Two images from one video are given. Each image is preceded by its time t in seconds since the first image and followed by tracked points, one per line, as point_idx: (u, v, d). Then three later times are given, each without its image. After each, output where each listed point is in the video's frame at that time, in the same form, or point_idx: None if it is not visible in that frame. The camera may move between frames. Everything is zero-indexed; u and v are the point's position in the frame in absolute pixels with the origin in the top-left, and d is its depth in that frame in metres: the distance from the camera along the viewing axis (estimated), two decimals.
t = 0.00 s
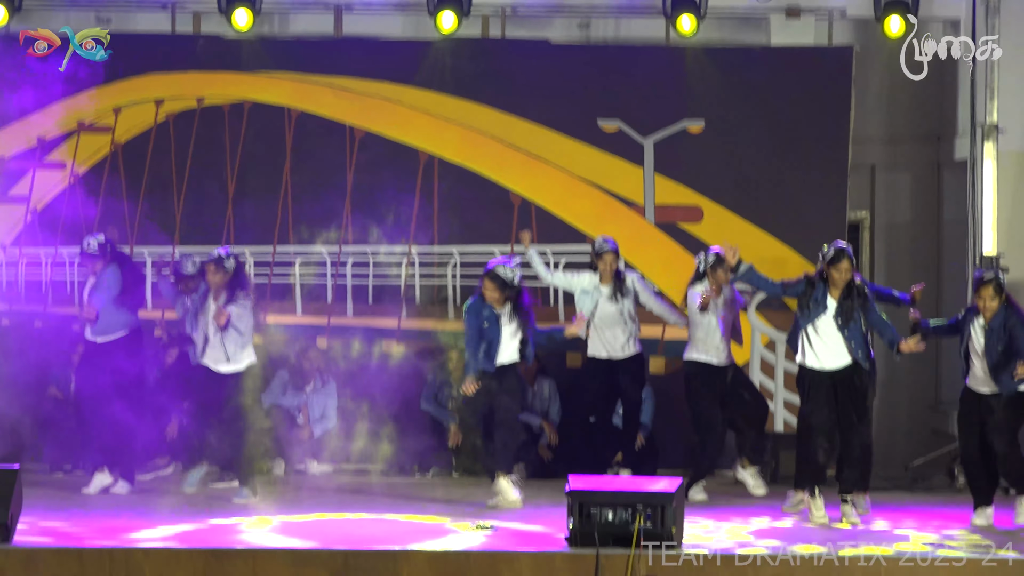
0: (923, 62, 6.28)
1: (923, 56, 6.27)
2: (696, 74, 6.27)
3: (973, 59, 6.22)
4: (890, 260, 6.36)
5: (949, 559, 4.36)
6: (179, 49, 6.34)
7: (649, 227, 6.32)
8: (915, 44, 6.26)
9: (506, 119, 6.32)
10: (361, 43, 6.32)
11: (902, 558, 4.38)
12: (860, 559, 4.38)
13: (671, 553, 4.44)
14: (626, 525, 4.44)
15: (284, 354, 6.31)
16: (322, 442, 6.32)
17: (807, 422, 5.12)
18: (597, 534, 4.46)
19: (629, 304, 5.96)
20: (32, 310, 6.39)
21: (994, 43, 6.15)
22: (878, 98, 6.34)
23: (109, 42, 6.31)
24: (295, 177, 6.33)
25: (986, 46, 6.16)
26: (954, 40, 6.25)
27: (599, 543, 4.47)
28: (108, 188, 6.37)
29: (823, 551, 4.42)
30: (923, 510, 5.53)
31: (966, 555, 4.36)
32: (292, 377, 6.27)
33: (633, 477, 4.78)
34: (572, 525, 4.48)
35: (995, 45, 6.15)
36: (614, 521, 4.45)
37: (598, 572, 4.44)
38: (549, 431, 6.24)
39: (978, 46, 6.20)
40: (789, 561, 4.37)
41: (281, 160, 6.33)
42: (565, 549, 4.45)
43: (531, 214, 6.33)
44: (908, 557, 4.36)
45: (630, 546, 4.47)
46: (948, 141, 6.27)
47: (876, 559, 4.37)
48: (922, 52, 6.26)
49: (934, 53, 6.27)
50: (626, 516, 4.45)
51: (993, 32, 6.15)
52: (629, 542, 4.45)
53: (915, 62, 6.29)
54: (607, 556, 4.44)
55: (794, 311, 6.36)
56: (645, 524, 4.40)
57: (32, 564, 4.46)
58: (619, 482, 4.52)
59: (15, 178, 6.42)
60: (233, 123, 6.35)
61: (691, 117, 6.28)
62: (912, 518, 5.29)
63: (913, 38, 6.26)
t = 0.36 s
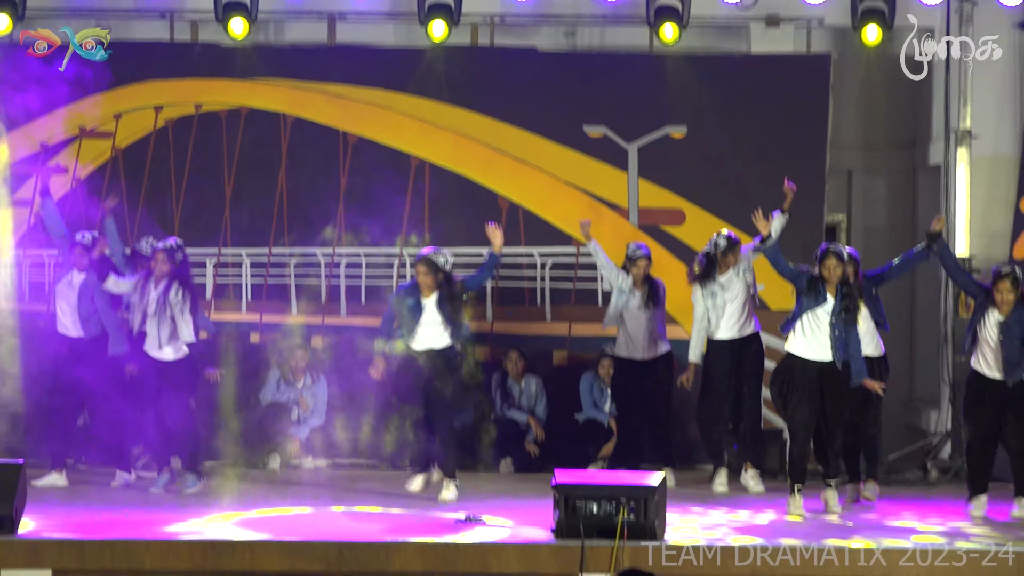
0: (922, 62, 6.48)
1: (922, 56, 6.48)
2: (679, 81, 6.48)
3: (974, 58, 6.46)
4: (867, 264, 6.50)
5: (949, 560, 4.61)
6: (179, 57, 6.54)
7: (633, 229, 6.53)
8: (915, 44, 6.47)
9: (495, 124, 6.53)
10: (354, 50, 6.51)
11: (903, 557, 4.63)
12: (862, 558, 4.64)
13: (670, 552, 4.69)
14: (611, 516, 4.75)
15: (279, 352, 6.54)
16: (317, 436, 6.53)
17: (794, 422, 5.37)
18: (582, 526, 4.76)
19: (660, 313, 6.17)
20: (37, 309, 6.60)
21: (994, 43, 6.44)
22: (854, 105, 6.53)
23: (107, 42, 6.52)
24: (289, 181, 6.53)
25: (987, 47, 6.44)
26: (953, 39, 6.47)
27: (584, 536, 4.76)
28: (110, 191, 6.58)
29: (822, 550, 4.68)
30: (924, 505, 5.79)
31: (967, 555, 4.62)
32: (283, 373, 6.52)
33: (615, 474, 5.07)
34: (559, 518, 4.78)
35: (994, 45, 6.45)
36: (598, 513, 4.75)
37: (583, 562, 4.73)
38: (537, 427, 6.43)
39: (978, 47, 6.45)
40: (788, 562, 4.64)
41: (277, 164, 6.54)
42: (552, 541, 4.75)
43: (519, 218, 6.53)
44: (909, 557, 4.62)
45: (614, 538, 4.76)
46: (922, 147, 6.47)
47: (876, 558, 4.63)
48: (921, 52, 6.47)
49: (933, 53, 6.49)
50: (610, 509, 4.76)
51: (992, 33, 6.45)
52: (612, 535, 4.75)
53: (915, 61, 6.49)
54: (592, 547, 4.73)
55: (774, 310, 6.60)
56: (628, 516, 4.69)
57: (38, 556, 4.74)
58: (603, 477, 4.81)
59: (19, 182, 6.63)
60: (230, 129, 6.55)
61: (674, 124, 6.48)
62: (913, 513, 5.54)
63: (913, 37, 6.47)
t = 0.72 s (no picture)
0: (921, 62, 6.86)
1: (921, 56, 6.86)
2: (648, 100, 6.89)
3: (973, 59, 6.87)
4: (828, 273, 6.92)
5: (949, 560, 4.97)
6: (179, 77, 6.95)
7: (606, 239, 6.93)
8: (915, 45, 6.86)
9: (476, 141, 6.94)
10: (343, 70, 6.93)
11: (903, 557, 4.99)
12: (862, 557, 4.99)
13: (670, 552, 5.02)
14: (584, 509, 5.08)
15: (274, 354, 6.94)
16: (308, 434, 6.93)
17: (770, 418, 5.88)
18: (558, 518, 5.10)
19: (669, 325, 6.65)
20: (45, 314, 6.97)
21: (992, 45, 6.84)
22: (814, 123, 6.95)
23: (107, 43, 6.90)
24: (283, 194, 6.95)
25: (985, 48, 6.85)
26: (952, 41, 6.86)
27: (559, 527, 5.10)
28: (115, 203, 6.99)
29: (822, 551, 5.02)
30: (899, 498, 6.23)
31: (966, 555, 4.97)
32: (276, 381, 6.82)
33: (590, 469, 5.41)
34: (537, 510, 5.12)
35: (992, 46, 6.84)
36: (573, 506, 5.10)
37: (559, 552, 5.06)
38: (515, 426, 6.80)
39: (976, 49, 6.86)
40: (788, 562, 4.98)
41: (272, 178, 6.95)
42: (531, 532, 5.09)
43: (499, 228, 6.94)
44: (908, 557, 4.98)
45: (588, 529, 5.11)
46: (878, 162, 6.90)
47: (876, 558, 4.98)
48: (920, 53, 6.86)
49: (932, 54, 6.87)
50: (584, 502, 5.09)
51: (990, 35, 6.85)
52: (586, 526, 5.09)
53: (914, 62, 6.87)
54: (567, 538, 5.07)
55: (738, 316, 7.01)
56: (601, 509, 5.03)
57: (46, 547, 5.06)
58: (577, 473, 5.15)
59: (28, 194, 7.02)
60: (227, 144, 6.96)
61: (644, 139, 6.90)
62: (896, 506, 5.93)
63: (912, 40, 6.86)
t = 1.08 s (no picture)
0: (922, 62, 7.29)
1: (923, 56, 7.28)
2: (620, 117, 7.35)
3: (974, 58, 7.24)
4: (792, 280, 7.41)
5: (949, 560, 5.26)
6: (179, 95, 7.39)
7: (580, 247, 7.37)
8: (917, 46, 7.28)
9: (458, 155, 7.38)
10: (335, 89, 7.39)
11: (902, 557, 5.28)
12: (862, 559, 5.28)
13: (670, 551, 5.30)
14: (561, 502, 5.34)
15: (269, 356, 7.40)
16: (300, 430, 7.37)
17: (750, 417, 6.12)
18: (536, 509, 5.37)
19: (671, 313, 6.97)
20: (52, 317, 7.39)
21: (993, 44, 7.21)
22: (777, 137, 7.39)
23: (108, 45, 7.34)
24: (278, 204, 7.38)
25: (985, 47, 7.21)
26: (953, 40, 7.24)
27: (537, 518, 5.37)
28: (119, 213, 7.43)
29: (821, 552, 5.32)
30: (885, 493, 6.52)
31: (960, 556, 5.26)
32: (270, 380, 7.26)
33: (566, 464, 5.69)
34: (516, 502, 5.36)
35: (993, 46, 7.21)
36: (550, 499, 5.34)
37: (537, 541, 5.33)
38: (497, 423, 7.20)
39: (978, 48, 7.23)
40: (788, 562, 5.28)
41: (267, 190, 7.39)
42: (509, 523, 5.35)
43: (481, 237, 7.38)
44: (908, 558, 5.27)
45: (564, 520, 5.37)
46: (836, 176, 7.38)
47: (876, 558, 5.27)
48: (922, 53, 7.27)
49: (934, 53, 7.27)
50: (560, 495, 5.34)
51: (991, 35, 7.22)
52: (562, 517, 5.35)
53: (915, 62, 7.30)
54: (546, 529, 5.33)
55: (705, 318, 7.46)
56: (578, 501, 5.31)
57: (52, 537, 5.34)
58: (556, 467, 5.42)
59: (37, 205, 7.45)
60: (224, 158, 7.40)
61: (616, 154, 7.34)
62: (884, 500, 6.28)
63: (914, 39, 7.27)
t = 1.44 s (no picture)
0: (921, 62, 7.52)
1: (923, 55, 7.51)
2: (597, 126, 7.66)
3: (973, 59, 7.46)
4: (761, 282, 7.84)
5: (947, 560, 5.46)
6: (174, 105, 7.71)
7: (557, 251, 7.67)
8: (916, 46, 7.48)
9: (442, 163, 7.69)
10: (324, 99, 7.71)
11: (902, 557, 5.48)
12: (863, 560, 5.50)
13: (670, 551, 5.54)
14: (540, 495, 5.61)
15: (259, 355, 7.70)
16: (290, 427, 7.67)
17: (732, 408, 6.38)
18: (516, 503, 5.63)
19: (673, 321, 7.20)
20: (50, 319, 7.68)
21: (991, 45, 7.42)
22: (747, 146, 7.86)
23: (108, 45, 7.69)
24: (268, 210, 7.69)
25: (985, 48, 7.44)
26: (952, 41, 7.46)
27: (517, 512, 5.62)
28: (116, 219, 7.72)
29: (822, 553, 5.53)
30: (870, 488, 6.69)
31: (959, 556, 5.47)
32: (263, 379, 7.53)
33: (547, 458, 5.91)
34: (497, 497, 5.63)
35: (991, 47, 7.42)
36: (530, 493, 5.62)
37: (516, 534, 5.60)
38: (479, 420, 7.46)
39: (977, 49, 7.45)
40: (788, 561, 5.48)
41: (258, 197, 7.69)
42: (490, 517, 5.62)
43: (463, 242, 7.69)
44: (907, 557, 5.47)
45: (543, 514, 5.64)
46: (804, 182, 7.80)
47: (876, 559, 5.48)
48: (921, 52, 7.49)
49: (932, 53, 7.49)
50: (539, 489, 5.61)
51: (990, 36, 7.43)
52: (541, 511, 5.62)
53: (915, 61, 7.53)
54: (524, 523, 5.60)
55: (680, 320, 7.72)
56: (555, 495, 5.57)
57: (49, 529, 5.61)
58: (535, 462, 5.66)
59: (36, 211, 7.74)
60: (217, 166, 7.71)
61: (593, 162, 7.66)
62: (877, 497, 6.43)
63: (914, 39, 7.48)
